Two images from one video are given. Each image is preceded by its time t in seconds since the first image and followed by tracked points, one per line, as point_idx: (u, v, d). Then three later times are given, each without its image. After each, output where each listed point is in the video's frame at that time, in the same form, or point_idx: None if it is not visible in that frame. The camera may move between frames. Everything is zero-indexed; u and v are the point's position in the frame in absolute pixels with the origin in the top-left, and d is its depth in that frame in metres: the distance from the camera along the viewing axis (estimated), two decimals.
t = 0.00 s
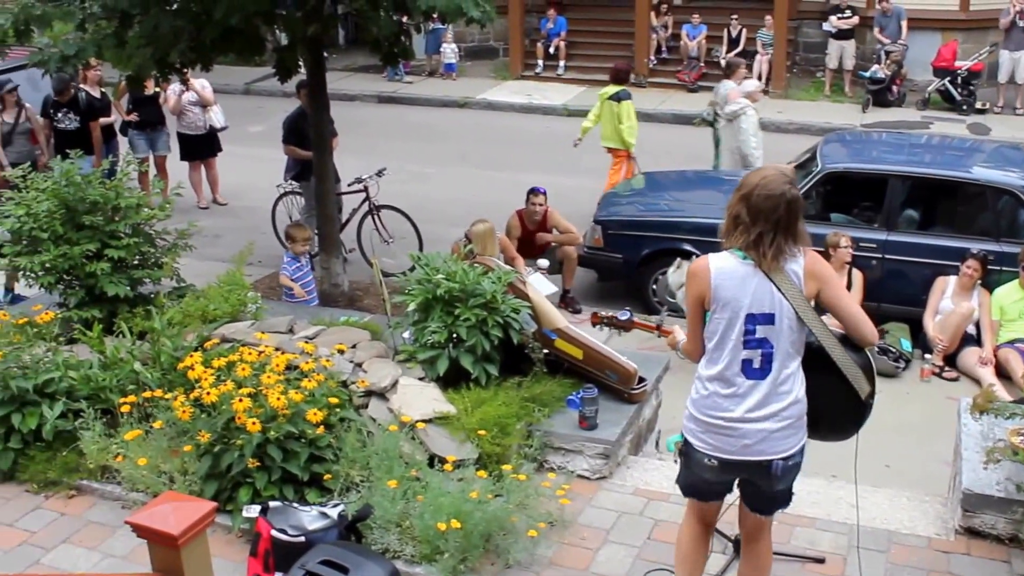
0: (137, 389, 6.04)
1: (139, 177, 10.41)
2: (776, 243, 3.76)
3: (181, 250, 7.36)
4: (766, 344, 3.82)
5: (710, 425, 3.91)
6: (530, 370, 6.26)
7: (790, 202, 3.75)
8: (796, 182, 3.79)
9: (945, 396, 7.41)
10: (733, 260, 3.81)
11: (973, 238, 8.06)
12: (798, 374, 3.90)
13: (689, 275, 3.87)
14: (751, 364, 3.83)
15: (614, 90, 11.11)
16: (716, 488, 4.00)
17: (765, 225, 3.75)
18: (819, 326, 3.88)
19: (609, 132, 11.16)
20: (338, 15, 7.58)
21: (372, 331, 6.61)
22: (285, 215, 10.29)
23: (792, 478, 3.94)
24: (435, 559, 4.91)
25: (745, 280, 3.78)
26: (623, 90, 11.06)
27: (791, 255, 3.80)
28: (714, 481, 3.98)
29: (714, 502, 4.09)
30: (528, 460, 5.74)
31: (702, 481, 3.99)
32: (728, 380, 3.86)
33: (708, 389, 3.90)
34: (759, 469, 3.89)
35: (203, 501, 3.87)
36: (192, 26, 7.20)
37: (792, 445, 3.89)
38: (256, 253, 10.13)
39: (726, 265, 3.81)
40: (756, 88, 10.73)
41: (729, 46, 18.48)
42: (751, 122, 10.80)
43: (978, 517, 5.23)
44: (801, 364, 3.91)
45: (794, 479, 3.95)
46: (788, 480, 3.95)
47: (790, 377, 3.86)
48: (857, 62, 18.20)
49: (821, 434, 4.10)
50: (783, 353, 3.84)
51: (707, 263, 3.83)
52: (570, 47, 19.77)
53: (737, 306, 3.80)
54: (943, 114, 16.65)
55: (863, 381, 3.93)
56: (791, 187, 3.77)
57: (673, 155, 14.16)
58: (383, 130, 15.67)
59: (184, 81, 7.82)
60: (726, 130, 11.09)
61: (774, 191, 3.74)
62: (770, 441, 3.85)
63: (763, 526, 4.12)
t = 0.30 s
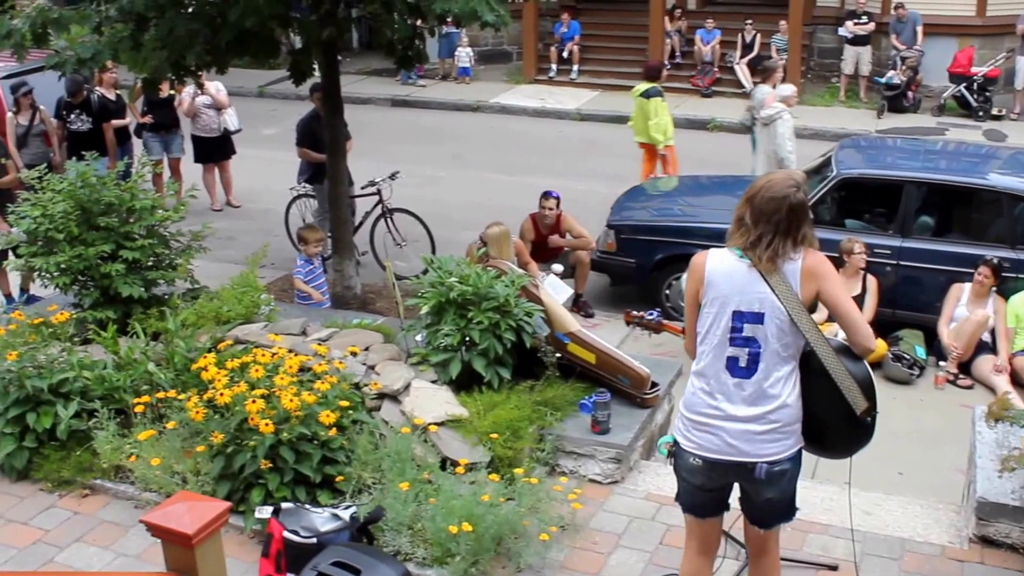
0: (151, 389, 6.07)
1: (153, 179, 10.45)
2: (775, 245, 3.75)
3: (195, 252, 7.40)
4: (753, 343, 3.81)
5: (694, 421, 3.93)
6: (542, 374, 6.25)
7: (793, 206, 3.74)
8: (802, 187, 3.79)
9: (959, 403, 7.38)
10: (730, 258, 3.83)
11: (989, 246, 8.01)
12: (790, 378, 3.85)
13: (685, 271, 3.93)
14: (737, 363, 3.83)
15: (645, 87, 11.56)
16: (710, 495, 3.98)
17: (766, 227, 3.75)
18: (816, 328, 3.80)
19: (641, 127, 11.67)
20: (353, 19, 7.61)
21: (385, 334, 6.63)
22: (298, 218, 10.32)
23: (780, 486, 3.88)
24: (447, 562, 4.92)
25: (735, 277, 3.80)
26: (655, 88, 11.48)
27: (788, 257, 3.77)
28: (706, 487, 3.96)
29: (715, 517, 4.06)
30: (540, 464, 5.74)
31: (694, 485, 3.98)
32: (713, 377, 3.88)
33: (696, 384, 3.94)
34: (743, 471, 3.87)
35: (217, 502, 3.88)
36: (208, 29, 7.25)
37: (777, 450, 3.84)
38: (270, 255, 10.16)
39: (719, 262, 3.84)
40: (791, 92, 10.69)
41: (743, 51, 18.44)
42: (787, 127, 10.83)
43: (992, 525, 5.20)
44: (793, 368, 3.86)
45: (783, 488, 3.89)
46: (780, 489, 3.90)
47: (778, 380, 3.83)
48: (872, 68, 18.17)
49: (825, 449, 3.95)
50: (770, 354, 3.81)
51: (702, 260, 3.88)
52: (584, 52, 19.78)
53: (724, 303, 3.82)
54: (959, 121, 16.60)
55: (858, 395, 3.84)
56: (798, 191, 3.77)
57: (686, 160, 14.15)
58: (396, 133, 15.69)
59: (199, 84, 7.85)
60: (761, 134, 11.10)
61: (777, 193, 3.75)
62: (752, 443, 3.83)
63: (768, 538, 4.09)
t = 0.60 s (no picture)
0: (164, 390, 6.10)
1: (168, 180, 10.50)
2: (788, 244, 3.76)
3: (209, 254, 7.43)
4: (763, 349, 3.81)
5: (703, 425, 3.95)
6: (555, 378, 6.27)
7: (803, 207, 3.78)
8: (814, 189, 3.83)
9: (974, 411, 7.35)
10: (743, 264, 3.85)
11: (1004, 252, 7.99)
12: (801, 387, 3.83)
13: (702, 278, 3.96)
14: (747, 368, 3.84)
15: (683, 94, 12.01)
16: (719, 497, 3.99)
17: (779, 227, 3.78)
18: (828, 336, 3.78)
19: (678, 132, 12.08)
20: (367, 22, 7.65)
21: (398, 337, 6.65)
22: (311, 220, 10.35)
23: (781, 496, 3.87)
24: (458, 565, 4.92)
25: (748, 282, 3.81)
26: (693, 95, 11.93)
27: (801, 259, 3.77)
28: (712, 489, 3.98)
29: (725, 520, 4.07)
30: (551, 468, 5.75)
31: (700, 487, 4.00)
32: (724, 381, 3.90)
33: (708, 389, 3.96)
34: (746, 478, 3.87)
35: (231, 501, 3.90)
36: (223, 32, 7.29)
37: (783, 459, 3.82)
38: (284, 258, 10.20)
39: (732, 268, 3.86)
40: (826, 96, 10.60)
41: (758, 56, 18.41)
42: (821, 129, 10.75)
43: (1007, 535, 5.17)
44: (805, 377, 3.84)
45: (785, 498, 3.87)
46: (784, 499, 3.88)
47: (788, 387, 3.82)
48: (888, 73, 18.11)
49: (838, 459, 3.91)
50: (781, 361, 3.80)
51: (717, 268, 3.91)
52: (598, 56, 19.78)
53: (737, 309, 3.83)
54: (975, 127, 16.53)
55: (874, 403, 3.79)
56: (809, 193, 3.81)
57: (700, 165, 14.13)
58: (409, 137, 15.72)
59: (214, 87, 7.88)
60: (795, 138, 11.08)
61: (788, 194, 3.79)
62: (756, 450, 3.82)
63: (777, 544, 4.08)
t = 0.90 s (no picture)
0: (177, 391, 6.14)
1: (181, 182, 10.55)
2: (806, 245, 3.78)
3: (222, 255, 7.46)
4: (798, 355, 3.80)
5: (740, 434, 3.95)
6: (567, 382, 6.27)
7: (818, 206, 3.80)
8: (826, 190, 3.86)
9: (988, 420, 7.33)
10: (764, 272, 3.85)
11: (1020, 260, 7.98)
12: (836, 389, 3.84)
13: (725, 288, 3.94)
14: (783, 375, 3.84)
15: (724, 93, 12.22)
16: (754, 501, 4.00)
17: (795, 228, 3.80)
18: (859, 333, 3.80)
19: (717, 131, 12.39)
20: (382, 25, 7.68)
21: (410, 340, 6.67)
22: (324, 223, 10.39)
23: (823, 499, 3.90)
24: (468, 568, 4.92)
25: (775, 289, 3.81)
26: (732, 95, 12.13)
27: (822, 259, 3.79)
28: (750, 495, 3.99)
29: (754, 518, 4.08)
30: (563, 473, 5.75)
31: (736, 493, 4.02)
32: (760, 390, 3.89)
33: (742, 398, 3.95)
34: (786, 484, 3.89)
35: (245, 501, 3.92)
36: (238, 34, 7.33)
37: (824, 462, 3.84)
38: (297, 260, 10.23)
39: (755, 277, 3.85)
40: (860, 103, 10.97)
41: (772, 61, 18.39)
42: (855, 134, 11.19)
43: (1020, 544, 5.16)
44: (840, 378, 3.84)
45: (825, 501, 3.90)
46: (821, 502, 3.91)
47: (824, 391, 3.82)
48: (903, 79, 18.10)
49: (876, 454, 3.94)
50: (816, 365, 3.80)
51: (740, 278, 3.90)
52: (612, 61, 19.79)
53: (767, 317, 3.82)
54: (991, 133, 16.47)
55: (913, 393, 3.79)
56: (821, 194, 3.84)
57: (714, 170, 14.11)
58: (422, 141, 15.75)
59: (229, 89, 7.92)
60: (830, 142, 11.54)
61: (801, 196, 3.82)
62: (796, 457, 3.84)
63: (802, 546, 4.10)
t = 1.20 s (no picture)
0: (191, 392, 6.17)
1: (195, 183, 10.59)
2: (826, 250, 3.78)
3: (236, 257, 7.49)
4: (821, 364, 3.80)
5: (763, 441, 3.96)
6: (579, 387, 6.28)
7: (837, 211, 3.79)
8: (844, 194, 3.84)
9: (1001, 428, 7.30)
10: (785, 279, 3.83)
11: None
12: (858, 396, 3.85)
13: (745, 297, 3.91)
14: (806, 384, 3.83)
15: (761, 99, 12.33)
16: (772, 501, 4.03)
17: (814, 233, 3.79)
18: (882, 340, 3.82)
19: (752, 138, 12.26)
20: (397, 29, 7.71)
21: (423, 343, 6.69)
22: (338, 226, 10.42)
23: (843, 504, 3.90)
24: (479, 571, 4.92)
25: (797, 297, 3.79)
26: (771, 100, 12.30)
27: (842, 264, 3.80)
28: (771, 498, 4.01)
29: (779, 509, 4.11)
30: (574, 477, 5.77)
31: (757, 495, 4.04)
32: (782, 398, 3.89)
33: (764, 405, 3.95)
34: (807, 491, 3.90)
35: (259, 502, 3.94)
36: (254, 37, 7.36)
37: (846, 468, 3.86)
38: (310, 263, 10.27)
39: (777, 285, 3.83)
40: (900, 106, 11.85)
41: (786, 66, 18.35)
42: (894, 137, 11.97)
43: None
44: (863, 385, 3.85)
45: (845, 506, 3.91)
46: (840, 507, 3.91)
47: (846, 399, 3.83)
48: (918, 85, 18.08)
49: (892, 451, 4.01)
50: (839, 374, 3.80)
51: (760, 286, 3.87)
52: (625, 65, 19.78)
53: (790, 327, 3.81)
54: (1007, 139, 16.40)
55: (933, 397, 3.83)
56: (840, 198, 3.83)
57: (727, 175, 14.09)
58: (435, 144, 15.76)
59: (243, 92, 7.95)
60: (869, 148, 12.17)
61: (820, 200, 3.80)
62: (819, 463, 3.85)
63: (819, 551, 4.15)
